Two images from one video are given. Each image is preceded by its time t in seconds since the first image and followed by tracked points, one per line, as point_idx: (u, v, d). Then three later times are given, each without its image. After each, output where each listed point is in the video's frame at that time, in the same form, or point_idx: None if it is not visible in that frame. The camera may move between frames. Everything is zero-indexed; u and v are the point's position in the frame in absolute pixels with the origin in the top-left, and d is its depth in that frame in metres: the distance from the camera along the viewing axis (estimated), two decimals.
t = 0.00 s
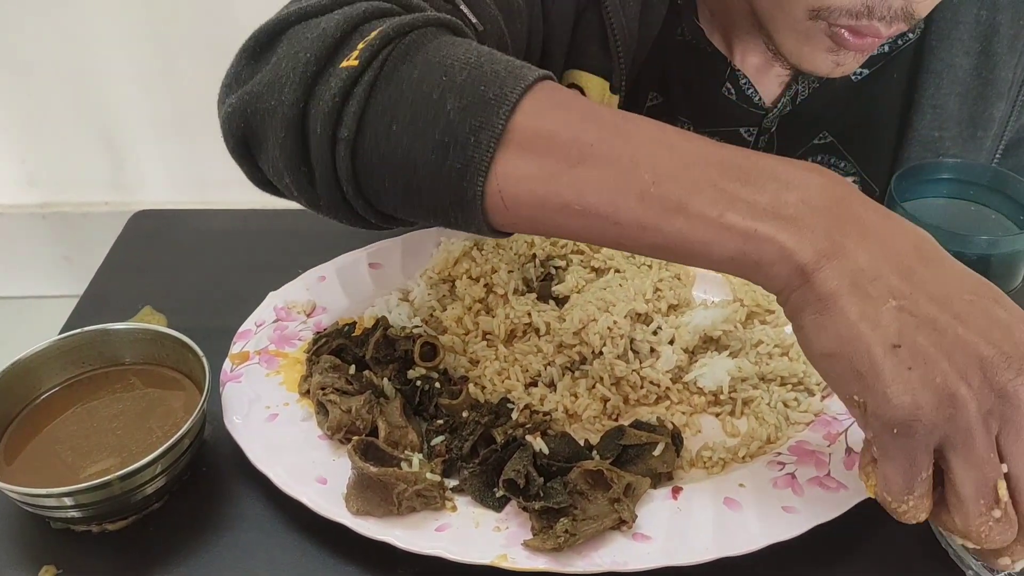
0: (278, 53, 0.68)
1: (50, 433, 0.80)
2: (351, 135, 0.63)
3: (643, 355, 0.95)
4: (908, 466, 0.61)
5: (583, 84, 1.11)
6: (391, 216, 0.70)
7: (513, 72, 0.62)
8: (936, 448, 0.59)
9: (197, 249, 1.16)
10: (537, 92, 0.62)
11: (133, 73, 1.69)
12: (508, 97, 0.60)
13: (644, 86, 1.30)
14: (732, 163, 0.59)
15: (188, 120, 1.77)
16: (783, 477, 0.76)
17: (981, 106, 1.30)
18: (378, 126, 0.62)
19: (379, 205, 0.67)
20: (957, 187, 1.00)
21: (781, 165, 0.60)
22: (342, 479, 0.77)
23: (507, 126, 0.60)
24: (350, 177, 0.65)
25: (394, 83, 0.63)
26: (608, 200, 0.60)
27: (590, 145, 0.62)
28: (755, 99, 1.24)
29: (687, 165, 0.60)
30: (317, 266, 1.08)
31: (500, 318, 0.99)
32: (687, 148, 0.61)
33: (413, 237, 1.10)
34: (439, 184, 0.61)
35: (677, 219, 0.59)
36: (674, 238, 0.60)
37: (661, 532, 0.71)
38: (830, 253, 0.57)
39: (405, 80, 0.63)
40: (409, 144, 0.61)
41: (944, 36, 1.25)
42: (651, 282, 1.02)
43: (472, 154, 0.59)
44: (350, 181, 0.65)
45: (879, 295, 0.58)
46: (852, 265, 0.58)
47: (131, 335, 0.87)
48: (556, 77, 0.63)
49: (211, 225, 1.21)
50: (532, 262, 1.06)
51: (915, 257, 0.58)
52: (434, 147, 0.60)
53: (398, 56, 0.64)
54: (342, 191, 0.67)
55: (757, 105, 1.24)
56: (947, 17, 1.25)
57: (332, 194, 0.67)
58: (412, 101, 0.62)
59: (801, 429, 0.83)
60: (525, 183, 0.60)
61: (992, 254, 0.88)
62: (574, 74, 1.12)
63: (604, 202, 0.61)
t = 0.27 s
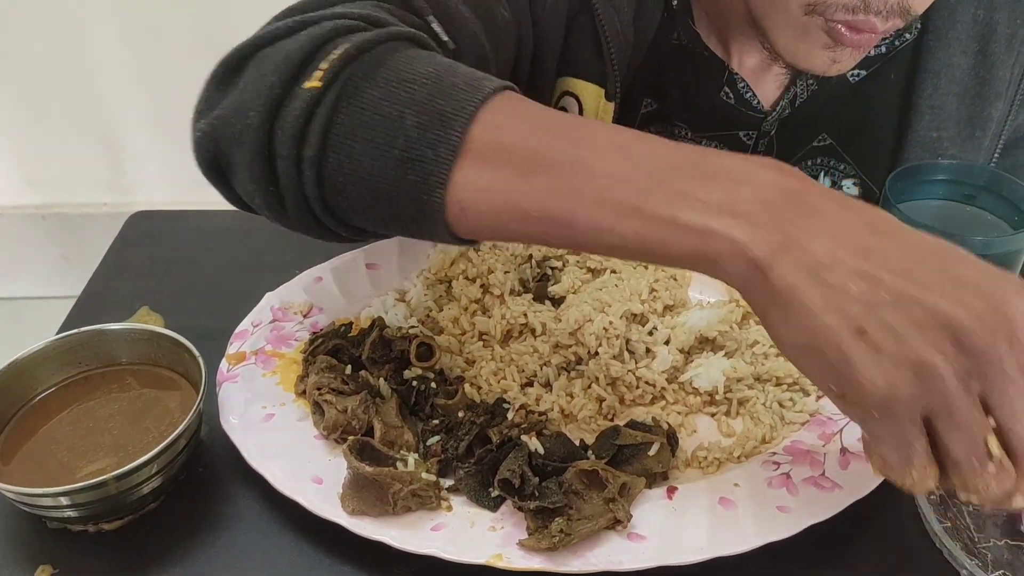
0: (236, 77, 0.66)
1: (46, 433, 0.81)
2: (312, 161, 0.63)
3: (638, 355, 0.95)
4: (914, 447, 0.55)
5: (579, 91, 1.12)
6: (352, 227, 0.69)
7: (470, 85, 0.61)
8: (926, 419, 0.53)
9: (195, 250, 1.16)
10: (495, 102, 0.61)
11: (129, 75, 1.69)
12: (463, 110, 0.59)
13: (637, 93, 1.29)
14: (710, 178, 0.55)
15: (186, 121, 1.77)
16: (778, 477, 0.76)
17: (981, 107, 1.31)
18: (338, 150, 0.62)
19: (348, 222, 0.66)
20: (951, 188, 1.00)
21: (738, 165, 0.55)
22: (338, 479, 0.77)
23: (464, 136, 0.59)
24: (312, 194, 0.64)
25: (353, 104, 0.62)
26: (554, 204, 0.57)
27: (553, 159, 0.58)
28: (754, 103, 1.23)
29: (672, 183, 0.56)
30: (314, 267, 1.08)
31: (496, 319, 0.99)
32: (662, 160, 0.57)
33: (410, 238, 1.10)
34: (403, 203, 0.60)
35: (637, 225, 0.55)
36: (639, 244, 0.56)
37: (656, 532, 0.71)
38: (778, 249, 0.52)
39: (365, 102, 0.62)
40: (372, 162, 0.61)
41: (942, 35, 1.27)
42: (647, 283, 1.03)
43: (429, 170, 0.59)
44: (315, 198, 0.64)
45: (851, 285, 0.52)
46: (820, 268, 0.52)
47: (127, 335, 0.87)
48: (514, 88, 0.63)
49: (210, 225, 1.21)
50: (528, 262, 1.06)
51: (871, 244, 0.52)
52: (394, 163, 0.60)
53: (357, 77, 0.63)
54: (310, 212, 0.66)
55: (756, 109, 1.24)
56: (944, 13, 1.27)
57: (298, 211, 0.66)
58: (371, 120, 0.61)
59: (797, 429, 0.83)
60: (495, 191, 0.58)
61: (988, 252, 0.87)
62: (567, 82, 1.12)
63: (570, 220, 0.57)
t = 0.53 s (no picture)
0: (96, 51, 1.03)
1: (37, 433, 0.80)
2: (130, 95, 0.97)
3: (631, 356, 0.95)
4: (668, 273, 0.70)
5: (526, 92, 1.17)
6: (184, 168, 1.06)
7: (220, 43, 0.94)
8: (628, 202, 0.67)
9: (188, 250, 1.16)
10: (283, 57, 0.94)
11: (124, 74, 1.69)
12: (213, 63, 0.93)
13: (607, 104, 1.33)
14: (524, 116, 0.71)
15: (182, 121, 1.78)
16: (770, 477, 0.76)
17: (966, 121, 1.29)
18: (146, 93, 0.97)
19: (160, 152, 1.02)
20: (945, 188, 1.00)
21: (532, 99, 0.71)
22: (329, 479, 0.77)
23: (215, 88, 0.93)
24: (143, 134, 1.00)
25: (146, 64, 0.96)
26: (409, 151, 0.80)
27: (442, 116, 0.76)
28: (728, 114, 1.25)
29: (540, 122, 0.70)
30: (307, 267, 1.08)
31: (489, 319, 0.99)
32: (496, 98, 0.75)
33: (404, 239, 1.10)
34: (186, 136, 0.97)
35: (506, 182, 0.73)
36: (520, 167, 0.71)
37: (648, 533, 0.71)
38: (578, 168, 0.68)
39: (156, 60, 0.96)
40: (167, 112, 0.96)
41: (923, 50, 1.25)
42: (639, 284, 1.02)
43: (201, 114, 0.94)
44: (152, 135, 1.00)
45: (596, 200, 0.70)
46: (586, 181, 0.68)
47: (119, 335, 0.87)
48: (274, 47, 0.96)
49: (203, 226, 1.21)
50: (521, 263, 1.06)
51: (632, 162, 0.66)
52: (178, 106, 0.95)
53: (147, 43, 0.97)
54: (139, 138, 1.01)
55: (729, 120, 1.26)
56: (925, 29, 1.24)
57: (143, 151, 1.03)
58: (196, 54, 0.94)
59: (790, 430, 0.83)
60: (314, 149, 0.91)
61: (978, 255, 0.88)
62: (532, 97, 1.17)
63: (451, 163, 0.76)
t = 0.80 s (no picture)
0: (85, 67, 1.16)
1: (43, 436, 0.81)
2: (129, 107, 1.13)
3: (633, 359, 0.96)
4: (615, 161, 0.85)
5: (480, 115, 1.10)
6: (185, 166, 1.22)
7: (202, 49, 1.11)
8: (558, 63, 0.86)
9: (190, 253, 1.16)
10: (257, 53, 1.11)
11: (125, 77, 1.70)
12: (198, 68, 1.10)
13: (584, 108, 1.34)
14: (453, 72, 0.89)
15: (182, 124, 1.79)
16: (772, 479, 0.77)
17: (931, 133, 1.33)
18: (142, 102, 1.12)
19: (161, 152, 1.18)
20: (946, 191, 1.01)
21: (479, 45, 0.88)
22: (333, 481, 0.77)
23: (205, 89, 1.10)
24: (138, 134, 1.15)
25: (139, 70, 1.12)
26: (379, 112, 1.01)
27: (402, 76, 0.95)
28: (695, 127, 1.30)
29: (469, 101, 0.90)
30: (309, 270, 1.09)
31: (492, 322, 1.00)
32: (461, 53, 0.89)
33: (406, 242, 1.11)
34: (183, 134, 1.13)
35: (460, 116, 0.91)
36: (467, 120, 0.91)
37: (651, 535, 0.72)
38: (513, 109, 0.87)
39: (146, 68, 1.11)
40: (162, 116, 1.12)
41: (887, 64, 1.29)
42: (642, 287, 1.02)
43: (196, 109, 1.10)
44: (151, 139, 1.16)
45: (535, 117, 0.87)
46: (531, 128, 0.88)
47: (123, 339, 0.87)
48: (249, 45, 1.13)
49: (205, 229, 1.22)
50: (524, 266, 1.07)
51: (553, 76, 0.82)
52: (170, 111, 1.12)
53: (138, 53, 1.12)
54: (139, 144, 1.17)
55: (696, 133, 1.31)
56: (890, 42, 1.28)
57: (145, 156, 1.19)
58: (180, 61, 1.10)
59: (791, 432, 0.84)
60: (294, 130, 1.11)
61: (979, 259, 0.89)
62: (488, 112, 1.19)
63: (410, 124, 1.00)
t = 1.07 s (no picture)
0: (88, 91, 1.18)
1: (47, 438, 0.81)
2: (127, 129, 1.14)
3: (637, 361, 0.96)
4: (625, 106, 0.84)
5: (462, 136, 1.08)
6: (181, 191, 1.22)
7: (202, 72, 1.13)
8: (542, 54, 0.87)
9: (193, 255, 1.16)
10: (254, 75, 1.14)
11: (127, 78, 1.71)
12: (197, 90, 1.12)
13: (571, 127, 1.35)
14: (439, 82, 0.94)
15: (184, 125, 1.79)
16: (777, 482, 0.77)
17: (917, 149, 1.33)
18: (140, 124, 1.14)
19: (156, 176, 1.18)
20: (949, 193, 1.01)
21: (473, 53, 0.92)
22: (337, 483, 0.78)
23: (202, 111, 1.11)
24: (135, 157, 1.16)
25: (139, 93, 1.14)
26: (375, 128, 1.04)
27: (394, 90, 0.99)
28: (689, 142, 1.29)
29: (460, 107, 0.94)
30: (313, 272, 1.09)
31: (496, 325, 1.00)
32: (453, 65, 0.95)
33: (409, 244, 1.11)
34: (179, 156, 1.14)
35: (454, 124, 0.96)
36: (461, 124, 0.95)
37: (655, 538, 0.71)
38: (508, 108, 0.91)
39: (146, 90, 1.13)
40: (159, 138, 1.13)
41: (872, 82, 1.29)
42: (646, 289, 1.02)
43: (192, 132, 1.12)
44: (143, 165, 1.17)
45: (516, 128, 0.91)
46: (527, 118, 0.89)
47: (127, 341, 0.87)
48: (247, 69, 1.15)
49: (208, 230, 1.22)
50: (527, 268, 1.07)
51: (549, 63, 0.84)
52: (169, 135, 1.12)
53: (139, 75, 1.14)
54: (136, 167, 1.18)
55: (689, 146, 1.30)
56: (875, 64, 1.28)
57: (142, 180, 1.20)
58: (178, 84, 1.12)
59: (795, 434, 0.84)
60: (289, 150, 1.13)
61: (983, 261, 0.89)
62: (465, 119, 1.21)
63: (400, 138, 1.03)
